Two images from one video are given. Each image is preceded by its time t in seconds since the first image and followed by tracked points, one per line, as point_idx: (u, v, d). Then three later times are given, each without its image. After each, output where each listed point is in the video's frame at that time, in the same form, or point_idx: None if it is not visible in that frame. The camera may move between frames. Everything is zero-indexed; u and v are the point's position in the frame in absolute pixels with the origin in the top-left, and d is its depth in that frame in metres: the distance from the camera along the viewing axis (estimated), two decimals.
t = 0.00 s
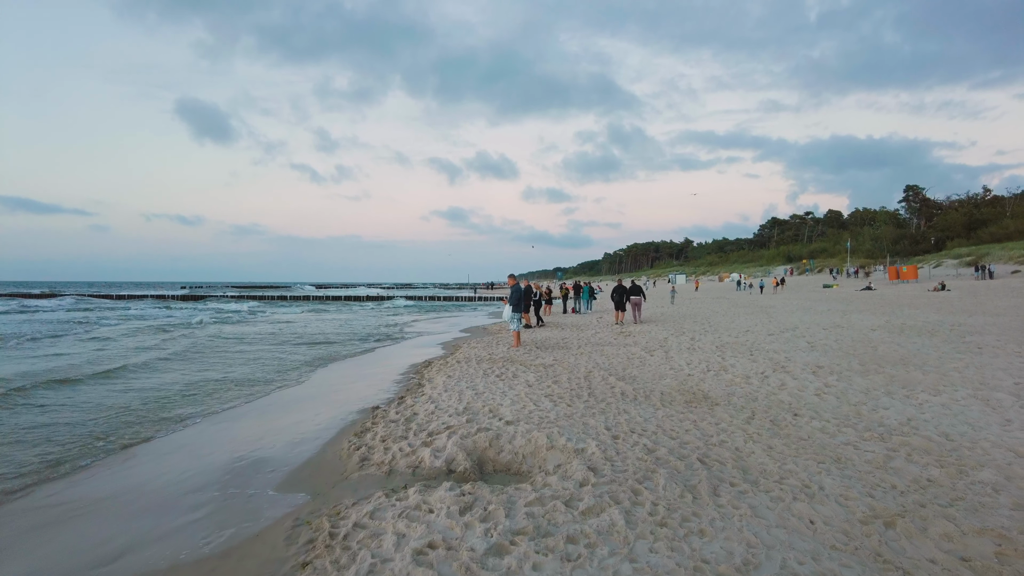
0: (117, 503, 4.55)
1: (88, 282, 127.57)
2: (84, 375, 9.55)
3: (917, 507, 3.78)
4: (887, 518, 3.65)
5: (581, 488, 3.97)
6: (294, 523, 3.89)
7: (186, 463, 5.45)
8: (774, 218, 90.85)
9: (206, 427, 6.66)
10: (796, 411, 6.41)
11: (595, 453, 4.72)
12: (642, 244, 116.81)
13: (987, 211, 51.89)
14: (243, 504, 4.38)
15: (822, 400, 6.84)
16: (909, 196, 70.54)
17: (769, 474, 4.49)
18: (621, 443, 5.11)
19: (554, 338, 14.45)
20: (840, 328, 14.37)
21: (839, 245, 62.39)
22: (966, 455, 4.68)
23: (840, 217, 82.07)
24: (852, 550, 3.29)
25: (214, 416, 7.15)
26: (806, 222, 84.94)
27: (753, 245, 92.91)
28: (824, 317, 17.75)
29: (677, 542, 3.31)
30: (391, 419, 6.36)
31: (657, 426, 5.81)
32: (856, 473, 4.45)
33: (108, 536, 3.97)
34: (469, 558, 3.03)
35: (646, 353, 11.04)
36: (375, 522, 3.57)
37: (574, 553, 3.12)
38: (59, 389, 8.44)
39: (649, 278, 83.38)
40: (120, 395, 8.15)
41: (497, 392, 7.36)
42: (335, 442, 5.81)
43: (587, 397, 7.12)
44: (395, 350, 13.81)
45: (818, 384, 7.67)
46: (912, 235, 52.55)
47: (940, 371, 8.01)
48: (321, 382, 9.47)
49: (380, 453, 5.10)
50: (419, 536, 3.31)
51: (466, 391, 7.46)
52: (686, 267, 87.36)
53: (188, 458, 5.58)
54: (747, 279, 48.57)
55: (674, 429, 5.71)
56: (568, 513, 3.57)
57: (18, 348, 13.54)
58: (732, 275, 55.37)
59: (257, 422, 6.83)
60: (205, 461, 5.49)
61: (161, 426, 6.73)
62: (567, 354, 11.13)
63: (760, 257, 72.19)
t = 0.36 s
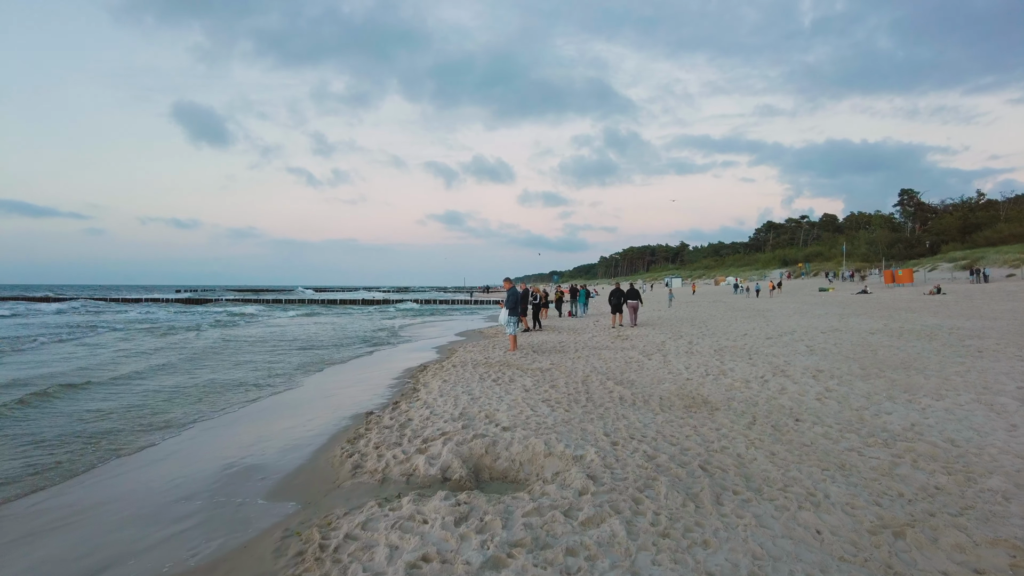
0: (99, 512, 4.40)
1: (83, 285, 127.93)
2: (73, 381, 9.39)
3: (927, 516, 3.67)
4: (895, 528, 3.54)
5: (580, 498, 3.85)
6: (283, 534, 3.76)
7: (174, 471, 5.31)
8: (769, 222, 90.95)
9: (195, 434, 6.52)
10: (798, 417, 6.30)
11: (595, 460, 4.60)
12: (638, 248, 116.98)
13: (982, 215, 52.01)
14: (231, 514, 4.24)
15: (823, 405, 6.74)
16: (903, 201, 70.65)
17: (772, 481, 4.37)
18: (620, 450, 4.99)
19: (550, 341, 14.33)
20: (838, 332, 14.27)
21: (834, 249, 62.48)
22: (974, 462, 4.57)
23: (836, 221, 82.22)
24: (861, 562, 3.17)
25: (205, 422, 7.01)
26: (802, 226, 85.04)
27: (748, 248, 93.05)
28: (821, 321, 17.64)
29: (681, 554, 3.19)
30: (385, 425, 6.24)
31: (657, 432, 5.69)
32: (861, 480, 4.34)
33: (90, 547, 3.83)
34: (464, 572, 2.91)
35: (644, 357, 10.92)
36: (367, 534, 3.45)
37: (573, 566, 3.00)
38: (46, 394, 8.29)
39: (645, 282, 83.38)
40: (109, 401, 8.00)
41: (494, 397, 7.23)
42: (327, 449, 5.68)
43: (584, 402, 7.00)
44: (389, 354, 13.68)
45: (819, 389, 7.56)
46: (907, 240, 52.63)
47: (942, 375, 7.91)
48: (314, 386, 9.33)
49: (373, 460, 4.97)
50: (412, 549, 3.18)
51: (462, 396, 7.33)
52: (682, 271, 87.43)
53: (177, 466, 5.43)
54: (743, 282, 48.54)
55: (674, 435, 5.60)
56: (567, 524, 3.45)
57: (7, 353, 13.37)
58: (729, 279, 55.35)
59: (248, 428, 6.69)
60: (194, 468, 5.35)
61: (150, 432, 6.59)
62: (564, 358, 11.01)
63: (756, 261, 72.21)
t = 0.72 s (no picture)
0: (89, 519, 4.33)
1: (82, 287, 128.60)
2: (67, 385, 9.31)
3: (932, 522, 3.61)
4: (901, 534, 3.48)
5: (579, 504, 3.78)
6: (276, 542, 3.68)
7: (167, 475, 5.24)
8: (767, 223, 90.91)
9: (189, 438, 6.44)
10: (799, 419, 6.23)
11: (594, 465, 4.53)
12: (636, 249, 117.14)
13: (979, 216, 52.03)
14: (223, 520, 4.17)
15: (824, 407, 6.67)
16: (901, 201, 70.67)
17: (774, 486, 4.31)
18: (620, 454, 4.92)
19: (549, 343, 14.27)
20: (838, 333, 14.20)
21: (832, 250, 62.50)
22: (979, 465, 4.51)
23: (834, 222, 82.23)
24: (866, 570, 3.10)
25: (200, 426, 6.94)
26: (800, 227, 85.03)
27: (747, 249, 93.09)
28: (821, 322, 17.58)
29: (683, 561, 3.12)
30: (382, 429, 6.17)
31: (657, 435, 5.63)
32: (865, 485, 4.27)
33: (78, 555, 3.74)
34: None
35: (644, 359, 10.87)
36: (361, 542, 3.38)
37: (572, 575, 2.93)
38: (40, 399, 8.21)
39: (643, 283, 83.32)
40: (103, 405, 7.92)
41: (492, 400, 7.16)
42: (323, 453, 5.61)
43: (583, 405, 6.94)
44: (387, 356, 13.61)
45: (820, 391, 7.50)
46: (905, 240, 52.65)
47: (943, 377, 7.85)
48: (311, 389, 9.26)
49: (369, 465, 4.90)
50: (408, 557, 3.11)
51: (460, 399, 7.26)
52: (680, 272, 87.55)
53: (170, 471, 5.36)
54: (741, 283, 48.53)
55: (674, 439, 5.52)
56: (566, 531, 3.39)
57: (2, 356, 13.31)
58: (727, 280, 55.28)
59: (242, 432, 6.61)
60: (187, 473, 5.27)
61: (143, 436, 6.51)
62: (562, 361, 10.94)
63: (755, 262, 72.17)
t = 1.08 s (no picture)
0: (83, 522, 4.28)
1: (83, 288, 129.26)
2: (64, 387, 9.29)
3: (936, 526, 3.56)
4: (905, 538, 3.43)
5: (579, 508, 3.74)
6: (272, 546, 3.64)
7: (163, 479, 5.19)
8: (767, 224, 90.82)
9: (186, 440, 6.40)
10: (800, 422, 6.19)
11: (594, 468, 4.50)
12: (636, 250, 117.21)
13: (979, 217, 52.01)
14: (219, 524, 4.13)
15: (826, 409, 6.63)
16: (902, 202, 70.64)
17: (776, 489, 4.27)
18: (621, 457, 4.88)
19: (550, 344, 14.23)
20: (839, 334, 14.16)
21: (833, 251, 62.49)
22: (983, 469, 4.47)
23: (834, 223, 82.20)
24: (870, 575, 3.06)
25: (197, 428, 6.90)
26: (800, 228, 84.99)
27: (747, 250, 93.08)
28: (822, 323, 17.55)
29: (684, 567, 3.07)
30: (381, 431, 6.12)
31: (657, 438, 5.59)
32: (867, 489, 4.22)
33: (72, 560, 3.69)
34: None
35: (644, 361, 10.84)
36: (359, 546, 3.33)
37: None
38: (37, 401, 8.19)
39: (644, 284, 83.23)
40: (100, 407, 7.88)
41: (491, 402, 7.13)
42: (320, 456, 5.57)
43: (583, 407, 6.90)
44: (386, 358, 13.58)
45: (822, 393, 7.46)
46: (905, 241, 52.62)
47: (946, 379, 7.80)
48: (309, 390, 9.22)
49: (367, 468, 4.86)
50: (405, 562, 3.06)
51: (460, 401, 7.23)
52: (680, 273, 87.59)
53: (167, 474, 5.31)
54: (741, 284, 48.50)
55: (674, 441, 5.49)
56: (565, 536, 3.34)
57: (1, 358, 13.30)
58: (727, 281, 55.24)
59: (240, 435, 6.57)
60: (184, 476, 5.23)
61: (141, 438, 6.48)
62: (563, 362, 10.90)
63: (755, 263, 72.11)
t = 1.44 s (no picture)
0: (80, 520, 4.26)
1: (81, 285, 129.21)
2: (62, 385, 9.24)
3: (939, 523, 3.55)
4: (908, 535, 3.41)
5: (580, 505, 3.72)
6: (271, 543, 3.62)
7: (160, 476, 5.16)
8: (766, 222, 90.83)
9: (183, 438, 6.37)
10: (801, 419, 6.17)
11: (595, 464, 4.48)
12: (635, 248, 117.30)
13: (978, 215, 52.04)
14: (216, 521, 4.10)
15: (827, 406, 6.62)
16: (900, 200, 70.64)
17: (778, 486, 4.25)
18: (621, 453, 4.86)
19: (549, 342, 14.20)
20: (838, 332, 14.15)
21: (831, 249, 62.52)
22: (985, 466, 4.45)
23: (833, 220, 82.20)
24: (874, 572, 3.04)
25: (196, 425, 6.87)
26: (799, 226, 84.99)
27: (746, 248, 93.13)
28: (820, 321, 17.53)
29: (686, 564, 3.05)
30: (380, 428, 6.10)
31: (658, 434, 5.57)
32: (869, 485, 4.20)
33: (69, 559, 3.66)
34: None
35: (644, 358, 10.81)
36: (359, 543, 3.31)
37: None
38: (34, 399, 8.14)
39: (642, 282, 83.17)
40: (97, 405, 7.84)
41: (491, 398, 7.11)
42: (320, 453, 5.54)
43: (582, 404, 6.88)
44: (385, 355, 13.55)
45: (821, 390, 7.45)
46: (904, 239, 52.63)
47: (946, 376, 7.78)
48: (307, 387, 9.19)
49: (366, 465, 4.83)
50: (405, 559, 3.04)
51: (459, 397, 7.20)
52: (679, 271, 87.62)
53: (165, 472, 5.28)
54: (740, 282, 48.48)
55: (675, 438, 5.46)
56: (567, 532, 3.33)
57: None
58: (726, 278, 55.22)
59: (237, 432, 6.54)
60: (182, 474, 5.20)
61: (138, 436, 6.45)
62: (562, 359, 10.87)
63: (754, 261, 72.10)
